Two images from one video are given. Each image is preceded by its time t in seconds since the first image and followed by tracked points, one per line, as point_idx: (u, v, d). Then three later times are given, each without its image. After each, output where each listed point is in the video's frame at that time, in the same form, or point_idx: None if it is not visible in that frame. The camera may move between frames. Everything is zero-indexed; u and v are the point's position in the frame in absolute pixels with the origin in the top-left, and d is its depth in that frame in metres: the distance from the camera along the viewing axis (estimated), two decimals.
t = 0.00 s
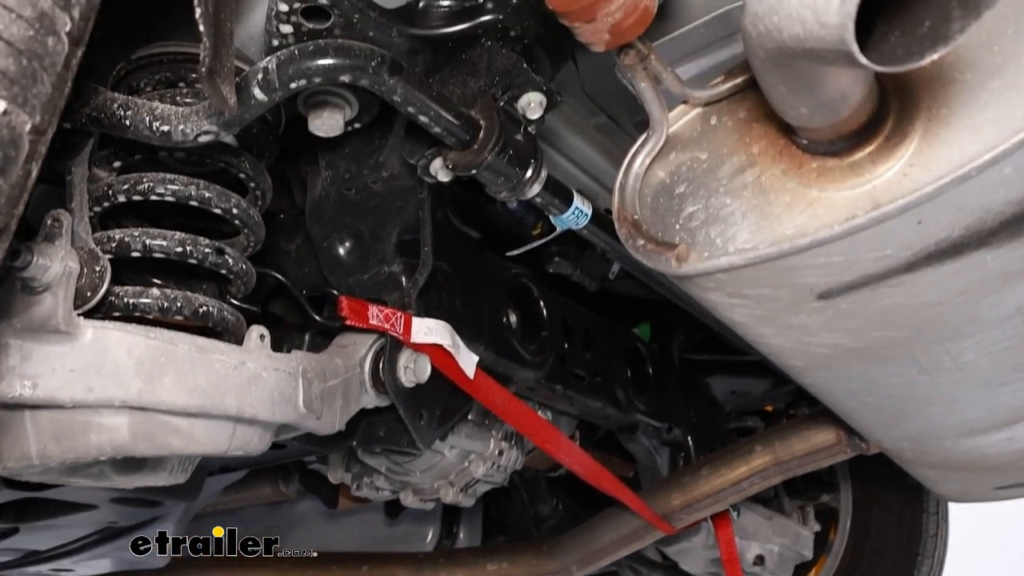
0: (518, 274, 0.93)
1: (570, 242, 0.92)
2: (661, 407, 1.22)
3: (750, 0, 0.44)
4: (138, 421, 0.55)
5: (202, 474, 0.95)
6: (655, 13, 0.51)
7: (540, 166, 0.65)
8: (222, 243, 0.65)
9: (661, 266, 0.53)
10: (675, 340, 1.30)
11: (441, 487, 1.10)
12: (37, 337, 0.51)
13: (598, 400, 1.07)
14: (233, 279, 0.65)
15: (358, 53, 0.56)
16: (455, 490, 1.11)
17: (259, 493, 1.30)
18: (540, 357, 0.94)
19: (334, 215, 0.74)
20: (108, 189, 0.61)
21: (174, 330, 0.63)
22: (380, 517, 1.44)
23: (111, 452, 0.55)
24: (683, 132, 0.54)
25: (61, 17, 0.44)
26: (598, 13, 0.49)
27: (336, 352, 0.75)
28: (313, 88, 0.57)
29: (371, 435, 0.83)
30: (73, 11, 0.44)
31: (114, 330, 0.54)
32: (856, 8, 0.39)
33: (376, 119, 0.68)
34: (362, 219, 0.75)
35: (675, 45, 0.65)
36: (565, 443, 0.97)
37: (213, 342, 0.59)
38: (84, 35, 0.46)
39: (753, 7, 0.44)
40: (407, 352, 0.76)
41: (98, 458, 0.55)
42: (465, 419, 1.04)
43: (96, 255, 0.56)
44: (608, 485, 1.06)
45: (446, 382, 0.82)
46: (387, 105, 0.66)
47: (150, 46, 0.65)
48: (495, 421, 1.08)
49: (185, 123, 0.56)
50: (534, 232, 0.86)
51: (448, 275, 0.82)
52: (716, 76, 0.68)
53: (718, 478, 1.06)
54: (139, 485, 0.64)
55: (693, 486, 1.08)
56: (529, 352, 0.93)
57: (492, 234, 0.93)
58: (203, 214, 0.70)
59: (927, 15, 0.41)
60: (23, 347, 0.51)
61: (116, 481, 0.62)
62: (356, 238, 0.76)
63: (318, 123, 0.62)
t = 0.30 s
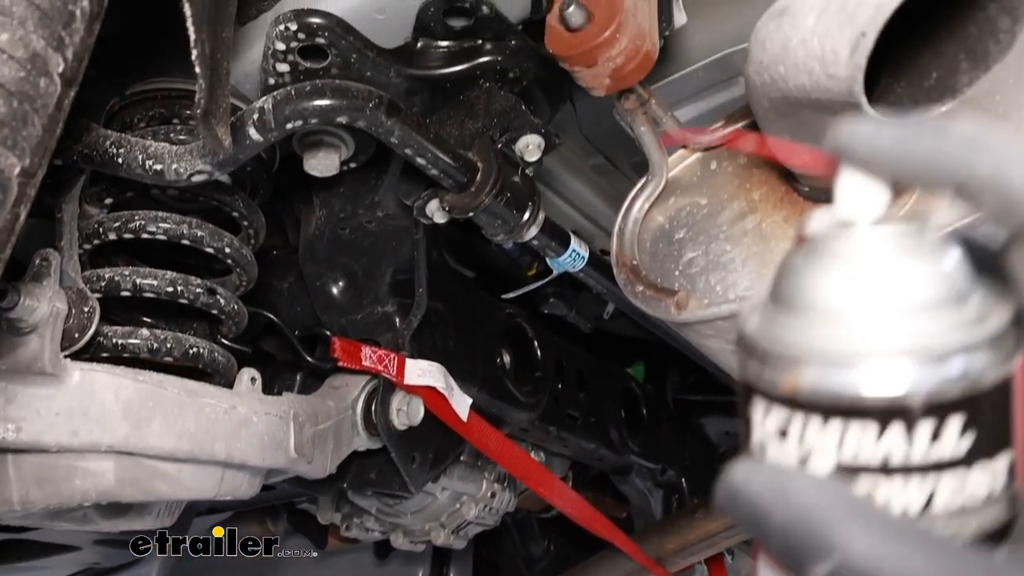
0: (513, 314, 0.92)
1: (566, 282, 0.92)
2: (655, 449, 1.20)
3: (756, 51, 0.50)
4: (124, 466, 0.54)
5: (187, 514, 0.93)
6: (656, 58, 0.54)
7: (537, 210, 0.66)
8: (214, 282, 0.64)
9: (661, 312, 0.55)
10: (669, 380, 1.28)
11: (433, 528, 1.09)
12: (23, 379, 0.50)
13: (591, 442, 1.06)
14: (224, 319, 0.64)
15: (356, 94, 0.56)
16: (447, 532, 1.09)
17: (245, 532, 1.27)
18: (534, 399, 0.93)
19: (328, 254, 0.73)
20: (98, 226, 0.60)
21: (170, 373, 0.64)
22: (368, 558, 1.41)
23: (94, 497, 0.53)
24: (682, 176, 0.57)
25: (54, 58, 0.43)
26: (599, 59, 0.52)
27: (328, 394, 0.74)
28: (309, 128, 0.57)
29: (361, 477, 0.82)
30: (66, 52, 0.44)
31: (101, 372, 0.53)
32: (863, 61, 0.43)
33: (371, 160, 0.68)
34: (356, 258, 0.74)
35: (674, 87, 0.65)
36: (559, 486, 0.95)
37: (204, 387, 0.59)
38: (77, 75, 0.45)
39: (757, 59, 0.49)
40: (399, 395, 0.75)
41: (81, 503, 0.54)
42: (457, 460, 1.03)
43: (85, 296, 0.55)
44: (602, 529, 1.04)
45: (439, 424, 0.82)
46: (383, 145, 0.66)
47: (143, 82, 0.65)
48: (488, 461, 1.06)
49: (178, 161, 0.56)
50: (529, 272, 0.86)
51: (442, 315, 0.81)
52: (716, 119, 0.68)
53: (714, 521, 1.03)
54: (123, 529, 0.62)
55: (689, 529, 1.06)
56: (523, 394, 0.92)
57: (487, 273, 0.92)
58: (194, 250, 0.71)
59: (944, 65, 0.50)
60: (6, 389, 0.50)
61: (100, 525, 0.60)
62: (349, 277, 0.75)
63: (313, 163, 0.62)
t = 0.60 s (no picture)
0: (505, 348, 0.92)
1: (559, 318, 0.94)
2: (649, 486, 1.18)
3: (756, 91, 0.50)
4: (108, 505, 0.53)
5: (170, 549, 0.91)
6: (654, 96, 0.55)
7: (531, 246, 0.66)
8: (202, 316, 0.64)
9: (659, 353, 0.55)
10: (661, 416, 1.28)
11: (421, 566, 1.05)
12: (4, 415, 0.48)
13: (584, 477, 1.04)
14: (212, 353, 0.63)
15: (350, 129, 0.55)
16: (435, 570, 1.05)
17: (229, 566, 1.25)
18: (525, 435, 0.92)
19: (319, 288, 0.72)
20: (86, 258, 0.60)
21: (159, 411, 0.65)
22: None
23: (76, 536, 0.52)
24: (678, 215, 0.57)
25: (42, 91, 0.42)
26: (597, 95, 0.53)
27: (318, 429, 0.73)
28: (302, 161, 0.56)
29: (350, 514, 0.80)
30: (55, 84, 0.43)
31: (86, 409, 0.52)
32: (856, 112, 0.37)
33: (364, 194, 0.67)
34: (347, 292, 0.73)
35: (670, 125, 0.65)
36: (551, 523, 0.94)
37: (190, 424, 0.58)
38: (65, 108, 0.44)
39: (759, 98, 0.49)
40: (390, 432, 0.75)
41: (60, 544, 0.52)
42: (447, 496, 1.01)
43: (71, 328, 0.54)
44: (593, 566, 1.03)
45: (429, 461, 0.81)
46: (377, 179, 0.65)
47: (135, 113, 0.65)
48: (479, 497, 1.05)
49: (168, 195, 0.55)
50: (522, 306, 0.88)
51: (433, 350, 0.81)
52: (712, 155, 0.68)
53: (706, 560, 1.03)
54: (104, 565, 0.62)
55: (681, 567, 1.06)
56: (515, 429, 0.90)
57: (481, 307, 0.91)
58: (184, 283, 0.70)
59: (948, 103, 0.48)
60: None
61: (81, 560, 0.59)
62: (340, 311, 0.74)
63: (305, 197, 0.61)
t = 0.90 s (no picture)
0: (495, 380, 0.91)
1: (549, 351, 0.94)
2: (639, 520, 1.17)
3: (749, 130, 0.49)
4: (88, 540, 0.52)
5: None
6: (646, 131, 0.55)
7: (522, 280, 0.66)
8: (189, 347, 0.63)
9: (649, 391, 0.56)
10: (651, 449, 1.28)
11: None
12: None
13: (573, 511, 1.02)
14: (198, 385, 0.63)
15: (339, 162, 0.55)
16: None
17: None
18: (514, 468, 0.91)
19: (306, 320, 0.71)
20: (71, 287, 0.59)
21: (142, 445, 0.64)
22: None
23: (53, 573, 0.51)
24: (670, 250, 0.57)
25: (26, 125, 0.42)
26: (588, 131, 0.53)
27: (305, 462, 0.73)
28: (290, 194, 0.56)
29: (336, 548, 0.79)
30: (38, 118, 0.42)
31: (67, 443, 0.51)
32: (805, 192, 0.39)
33: (354, 226, 0.67)
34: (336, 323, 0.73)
35: (661, 159, 0.66)
36: (540, 558, 0.93)
37: (173, 458, 0.57)
38: (49, 141, 0.44)
39: (753, 138, 0.48)
40: (377, 465, 0.75)
41: None
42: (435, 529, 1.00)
43: (54, 361, 0.54)
44: None
45: (417, 495, 0.80)
46: (366, 212, 0.65)
47: (125, 141, 0.66)
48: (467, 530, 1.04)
49: (155, 227, 0.54)
50: (513, 339, 0.88)
51: (422, 383, 0.80)
52: (705, 190, 0.69)
53: None
54: None
55: None
56: (504, 462, 0.90)
57: (472, 339, 0.91)
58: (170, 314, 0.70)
59: (942, 142, 0.49)
60: None
61: None
62: (328, 342, 0.73)
63: (294, 230, 0.61)
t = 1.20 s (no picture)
0: (487, 408, 0.91)
1: (542, 379, 0.94)
2: (632, 549, 1.16)
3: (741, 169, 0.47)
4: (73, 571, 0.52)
5: None
6: (641, 162, 0.55)
7: (515, 310, 0.66)
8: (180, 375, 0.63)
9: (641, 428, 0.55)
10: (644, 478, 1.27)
11: None
12: None
13: (565, 539, 1.02)
14: (188, 413, 0.63)
15: (333, 191, 0.56)
16: None
17: None
18: (506, 496, 0.90)
19: (297, 347, 0.71)
20: (62, 313, 0.59)
21: (130, 473, 0.63)
22: None
23: None
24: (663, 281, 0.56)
25: (17, 154, 0.41)
26: (583, 163, 0.53)
27: (295, 490, 0.72)
28: (283, 222, 0.56)
29: None
30: (31, 147, 0.42)
31: (56, 472, 0.50)
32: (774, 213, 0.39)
33: (346, 255, 0.67)
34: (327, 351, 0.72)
35: (655, 189, 0.66)
36: None
37: (163, 488, 0.58)
38: (42, 170, 0.44)
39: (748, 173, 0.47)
40: (369, 493, 0.74)
41: None
42: (426, 558, 0.99)
43: (44, 389, 0.53)
44: None
45: (409, 525, 0.80)
46: (360, 241, 0.65)
47: (118, 167, 0.67)
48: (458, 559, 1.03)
49: (146, 254, 0.54)
50: (505, 368, 0.88)
51: (414, 411, 0.80)
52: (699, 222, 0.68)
53: None
54: None
55: None
56: (495, 491, 0.89)
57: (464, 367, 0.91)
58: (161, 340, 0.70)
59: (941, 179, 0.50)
60: None
61: None
62: (320, 370, 0.73)
63: (289, 260, 0.61)
